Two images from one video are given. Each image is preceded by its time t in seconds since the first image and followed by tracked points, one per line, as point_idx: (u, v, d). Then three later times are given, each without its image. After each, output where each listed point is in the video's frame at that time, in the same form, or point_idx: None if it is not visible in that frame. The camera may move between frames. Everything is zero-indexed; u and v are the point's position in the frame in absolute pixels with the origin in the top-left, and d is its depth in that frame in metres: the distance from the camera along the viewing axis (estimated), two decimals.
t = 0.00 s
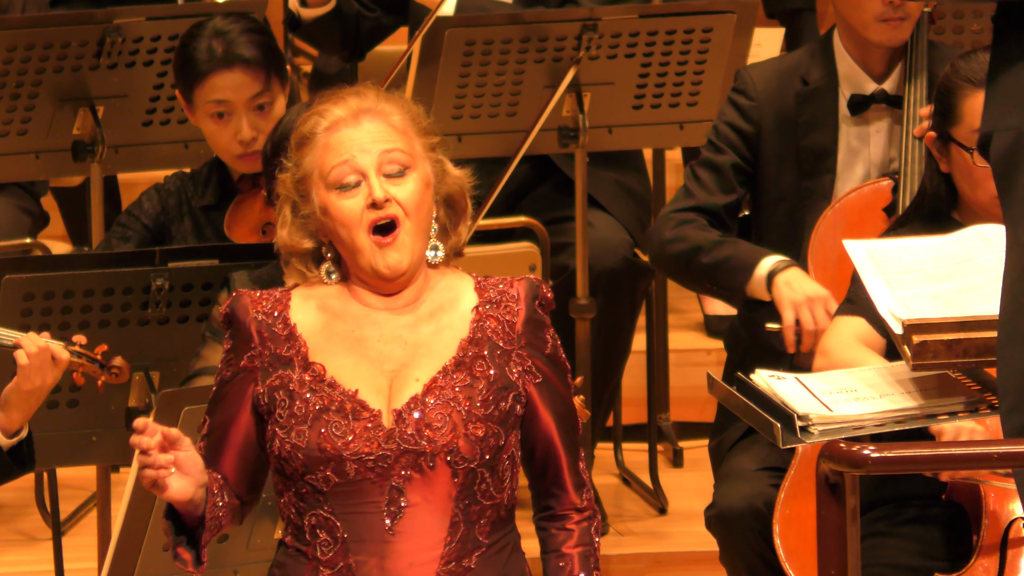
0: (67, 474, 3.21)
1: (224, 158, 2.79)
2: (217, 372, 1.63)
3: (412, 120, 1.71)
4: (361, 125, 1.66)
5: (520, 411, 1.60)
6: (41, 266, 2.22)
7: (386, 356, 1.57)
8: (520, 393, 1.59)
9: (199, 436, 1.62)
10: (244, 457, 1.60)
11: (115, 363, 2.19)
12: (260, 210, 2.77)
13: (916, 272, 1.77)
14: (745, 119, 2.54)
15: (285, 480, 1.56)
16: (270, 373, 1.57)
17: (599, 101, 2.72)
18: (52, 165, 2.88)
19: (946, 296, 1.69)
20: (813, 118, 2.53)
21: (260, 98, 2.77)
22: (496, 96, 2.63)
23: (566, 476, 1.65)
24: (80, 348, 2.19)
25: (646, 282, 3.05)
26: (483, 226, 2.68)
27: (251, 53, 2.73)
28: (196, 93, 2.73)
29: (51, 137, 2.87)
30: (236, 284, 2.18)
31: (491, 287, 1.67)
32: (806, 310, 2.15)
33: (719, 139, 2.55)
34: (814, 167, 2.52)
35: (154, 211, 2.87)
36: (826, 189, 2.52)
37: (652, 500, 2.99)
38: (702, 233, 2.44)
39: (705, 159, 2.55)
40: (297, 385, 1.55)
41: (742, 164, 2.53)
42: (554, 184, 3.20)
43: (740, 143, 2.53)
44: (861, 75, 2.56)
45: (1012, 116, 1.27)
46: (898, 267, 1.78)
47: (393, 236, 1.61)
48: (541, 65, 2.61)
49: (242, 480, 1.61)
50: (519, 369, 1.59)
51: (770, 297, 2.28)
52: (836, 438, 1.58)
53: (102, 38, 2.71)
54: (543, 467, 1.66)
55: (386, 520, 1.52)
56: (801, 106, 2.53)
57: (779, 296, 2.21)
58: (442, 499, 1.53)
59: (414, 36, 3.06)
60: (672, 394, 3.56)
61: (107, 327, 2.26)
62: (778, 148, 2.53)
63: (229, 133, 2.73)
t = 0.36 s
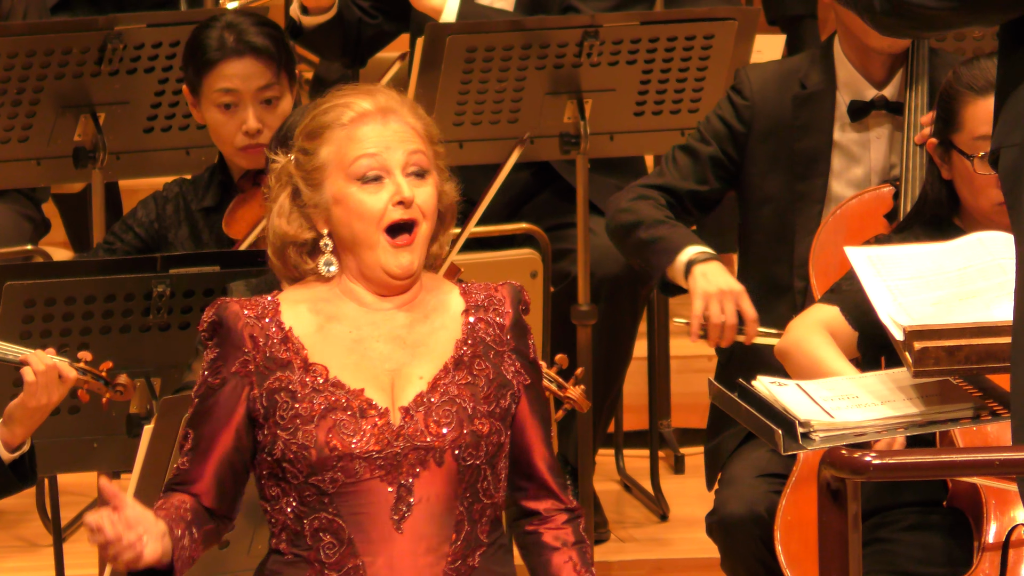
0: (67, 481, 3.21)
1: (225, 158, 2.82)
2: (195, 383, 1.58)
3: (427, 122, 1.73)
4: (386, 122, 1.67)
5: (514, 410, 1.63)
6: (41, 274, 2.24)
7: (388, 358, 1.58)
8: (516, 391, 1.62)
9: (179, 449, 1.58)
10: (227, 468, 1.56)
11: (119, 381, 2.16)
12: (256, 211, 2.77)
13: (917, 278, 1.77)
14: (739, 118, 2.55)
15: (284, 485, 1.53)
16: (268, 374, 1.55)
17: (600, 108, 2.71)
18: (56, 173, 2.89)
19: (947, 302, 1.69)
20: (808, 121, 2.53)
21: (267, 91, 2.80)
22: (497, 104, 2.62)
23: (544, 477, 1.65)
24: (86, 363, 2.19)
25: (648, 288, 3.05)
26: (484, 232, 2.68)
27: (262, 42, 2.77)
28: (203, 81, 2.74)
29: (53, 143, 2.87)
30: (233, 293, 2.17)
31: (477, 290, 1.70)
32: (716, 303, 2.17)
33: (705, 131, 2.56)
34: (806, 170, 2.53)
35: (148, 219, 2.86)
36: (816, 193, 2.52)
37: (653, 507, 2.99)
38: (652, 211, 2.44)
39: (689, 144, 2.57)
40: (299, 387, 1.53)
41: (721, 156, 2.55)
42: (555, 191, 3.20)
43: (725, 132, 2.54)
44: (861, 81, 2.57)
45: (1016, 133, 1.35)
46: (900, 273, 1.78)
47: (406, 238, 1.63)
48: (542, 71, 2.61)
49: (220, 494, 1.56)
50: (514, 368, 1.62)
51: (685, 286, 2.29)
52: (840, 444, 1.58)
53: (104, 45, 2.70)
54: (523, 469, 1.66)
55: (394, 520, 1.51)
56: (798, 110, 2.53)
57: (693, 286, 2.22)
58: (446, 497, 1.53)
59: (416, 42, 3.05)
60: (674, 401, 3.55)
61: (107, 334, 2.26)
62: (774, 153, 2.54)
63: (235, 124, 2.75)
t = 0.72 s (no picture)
0: (68, 486, 3.21)
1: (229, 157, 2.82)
2: (205, 382, 1.51)
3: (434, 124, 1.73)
4: (411, 122, 1.65)
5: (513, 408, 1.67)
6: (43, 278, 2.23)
7: (409, 354, 1.58)
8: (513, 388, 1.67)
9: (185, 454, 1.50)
10: (240, 473, 1.49)
11: (118, 377, 2.17)
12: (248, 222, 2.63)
13: (919, 282, 1.77)
14: (735, 118, 2.55)
15: (312, 483, 1.49)
16: (295, 370, 1.51)
17: (600, 111, 2.71)
18: (56, 176, 2.88)
19: (948, 306, 1.69)
20: (805, 123, 2.53)
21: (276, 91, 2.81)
22: (498, 108, 2.62)
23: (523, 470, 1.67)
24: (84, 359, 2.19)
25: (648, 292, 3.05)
26: (485, 236, 2.68)
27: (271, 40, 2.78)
28: (213, 78, 2.76)
29: (54, 147, 2.86)
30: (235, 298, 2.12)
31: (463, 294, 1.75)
32: (657, 287, 2.24)
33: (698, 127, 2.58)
34: (799, 172, 2.52)
35: (149, 221, 2.85)
36: (810, 195, 2.51)
37: (654, 511, 2.99)
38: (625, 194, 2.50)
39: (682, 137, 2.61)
40: (334, 381, 1.50)
41: (712, 153, 2.56)
42: (555, 197, 3.20)
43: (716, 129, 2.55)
44: (862, 84, 2.56)
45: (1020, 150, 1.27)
46: (901, 276, 1.78)
47: (429, 236, 1.63)
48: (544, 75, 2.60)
49: (228, 504, 1.49)
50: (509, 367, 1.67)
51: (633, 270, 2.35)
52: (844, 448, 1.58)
53: (105, 49, 2.70)
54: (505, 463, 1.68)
55: (428, 515, 1.50)
56: (796, 112, 2.53)
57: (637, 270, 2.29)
58: (471, 491, 1.54)
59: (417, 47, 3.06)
60: (675, 405, 3.56)
61: (109, 338, 2.26)
62: (768, 156, 2.54)
63: (241, 122, 2.76)
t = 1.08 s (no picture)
0: (67, 490, 3.21)
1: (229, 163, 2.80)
2: (234, 396, 1.49)
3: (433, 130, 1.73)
4: (402, 128, 1.66)
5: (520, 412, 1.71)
6: (41, 282, 2.22)
7: (428, 362, 1.59)
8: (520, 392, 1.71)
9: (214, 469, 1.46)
10: (274, 487, 1.47)
11: (115, 375, 2.17)
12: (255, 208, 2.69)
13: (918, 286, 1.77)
14: (733, 123, 2.55)
15: (348, 492, 1.48)
16: (327, 380, 1.50)
17: (598, 116, 2.72)
18: (54, 180, 2.87)
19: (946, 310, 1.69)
20: (803, 127, 2.53)
21: (277, 97, 2.76)
22: (496, 112, 2.62)
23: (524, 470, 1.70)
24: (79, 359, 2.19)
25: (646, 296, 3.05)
26: (483, 239, 2.67)
27: (274, 45, 2.74)
28: (215, 83, 2.72)
29: (52, 151, 2.86)
30: (233, 301, 2.10)
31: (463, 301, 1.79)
32: (640, 284, 2.26)
33: (698, 132, 2.58)
34: (799, 176, 2.52)
35: (149, 226, 2.85)
36: (810, 200, 2.51)
37: (652, 515, 2.99)
38: (613, 196, 2.50)
39: (678, 141, 2.61)
40: (366, 392, 1.50)
41: (710, 157, 2.57)
42: (552, 200, 3.20)
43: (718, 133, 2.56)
44: (861, 88, 2.55)
45: None
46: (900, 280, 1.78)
47: (428, 236, 1.62)
48: (541, 79, 2.61)
49: (261, 520, 1.47)
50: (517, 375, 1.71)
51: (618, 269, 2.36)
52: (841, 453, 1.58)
53: (103, 53, 2.71)
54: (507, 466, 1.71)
55: (463, 520, 1.52)
56: (793, 117, 2.53)
57: (620, 269, 2.31)
58: (499, 495, 1.57)
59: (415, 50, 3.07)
60: (673, 409, 3.56)
61: (107, 342, 2.26)
62: (764, 159, 2.54)
63: (243, 127, 2.72)
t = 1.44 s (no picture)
0: (68, 494, 3.21)
1: (229, 169, 2.81)
2: (258, 395, 1.52)
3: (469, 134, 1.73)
4: (435, 131, 1.66)
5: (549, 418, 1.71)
6: (42, 287, 2.23)
7: (454, 368, 1.59)
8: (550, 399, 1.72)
9: (237, 470, 1.51)
10: (295, 487, 1.51)
11: (113, 376, 2.17)
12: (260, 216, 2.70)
13: (918, 290, 1.77)
14: (733, 127, 2.55)
15: (365, 498, 1.51)
16: (349, 385, 1.52)
17: (599, 120, 2.71)
18: (55, 184, 2.88)
19: (947, 314, 1.69)
20: (804, 131, 2.54)
21: (277, 103, 2.76)
22: (497, 116, 2.62)
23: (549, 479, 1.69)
24: (78, 359, 2.20)
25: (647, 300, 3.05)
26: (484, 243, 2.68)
27: (273, 52, 2.74)
28: (214, 93, 2.72)
29: (53, 155, 2.86)
30: (235, 305, 2.13)
31: (500, 304, 1.79)
32: (637, 290, 2.25)
33: (698, 136, 2.58)
34: (800, 180, 2.52)
35: (150, 231, 2.84)
36: (811, 204, 2.51)
37: (653, 518, 2.99)
38: (611, 204, 2.50)
39: (679, 147, 2.61)
40: (389, 399, 1.51)
41: (711, 162, 2.57)
42: (553, 204, 3.21)
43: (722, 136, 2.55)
44: (861, 92, 2.55)
45: None
46: (900, 284, 1.78)
47: (459, 239, 1.62)
48: (542, 83, 2.61)
49: (281, 520, 1.51)
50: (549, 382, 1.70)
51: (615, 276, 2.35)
52: (840, 456, 1.57)
53: (104, 57, 2.72)
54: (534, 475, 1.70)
55: (481, 528, 1.53)
56: (794, 121, 2.54)
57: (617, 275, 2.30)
58: (520, 503, 1.58)
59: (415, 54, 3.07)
60: (674, 413, 3.56)
61: (108, 345, 2.26)
62: (764, 164, 2.54)
63: (243, 135, 2.72)
